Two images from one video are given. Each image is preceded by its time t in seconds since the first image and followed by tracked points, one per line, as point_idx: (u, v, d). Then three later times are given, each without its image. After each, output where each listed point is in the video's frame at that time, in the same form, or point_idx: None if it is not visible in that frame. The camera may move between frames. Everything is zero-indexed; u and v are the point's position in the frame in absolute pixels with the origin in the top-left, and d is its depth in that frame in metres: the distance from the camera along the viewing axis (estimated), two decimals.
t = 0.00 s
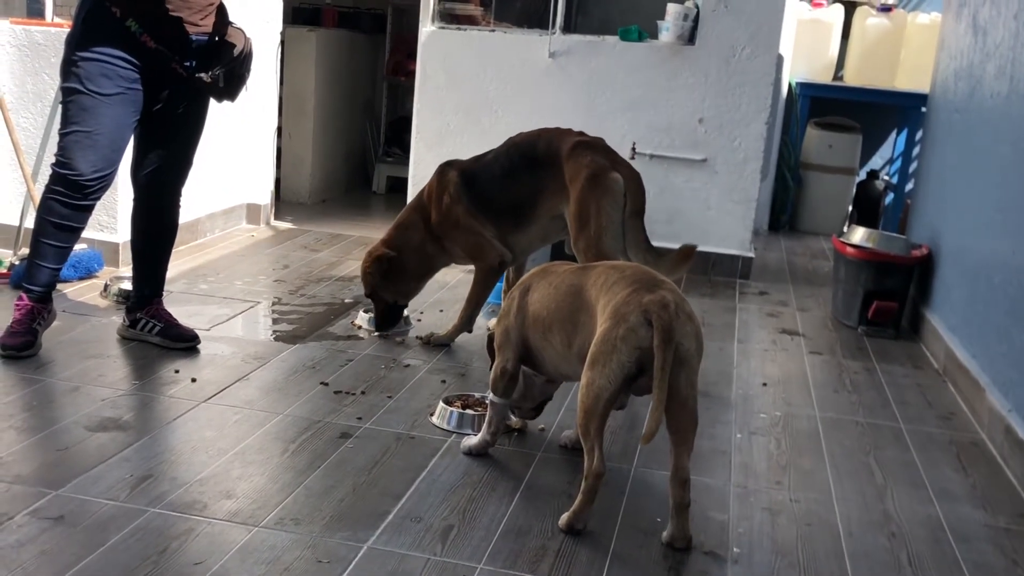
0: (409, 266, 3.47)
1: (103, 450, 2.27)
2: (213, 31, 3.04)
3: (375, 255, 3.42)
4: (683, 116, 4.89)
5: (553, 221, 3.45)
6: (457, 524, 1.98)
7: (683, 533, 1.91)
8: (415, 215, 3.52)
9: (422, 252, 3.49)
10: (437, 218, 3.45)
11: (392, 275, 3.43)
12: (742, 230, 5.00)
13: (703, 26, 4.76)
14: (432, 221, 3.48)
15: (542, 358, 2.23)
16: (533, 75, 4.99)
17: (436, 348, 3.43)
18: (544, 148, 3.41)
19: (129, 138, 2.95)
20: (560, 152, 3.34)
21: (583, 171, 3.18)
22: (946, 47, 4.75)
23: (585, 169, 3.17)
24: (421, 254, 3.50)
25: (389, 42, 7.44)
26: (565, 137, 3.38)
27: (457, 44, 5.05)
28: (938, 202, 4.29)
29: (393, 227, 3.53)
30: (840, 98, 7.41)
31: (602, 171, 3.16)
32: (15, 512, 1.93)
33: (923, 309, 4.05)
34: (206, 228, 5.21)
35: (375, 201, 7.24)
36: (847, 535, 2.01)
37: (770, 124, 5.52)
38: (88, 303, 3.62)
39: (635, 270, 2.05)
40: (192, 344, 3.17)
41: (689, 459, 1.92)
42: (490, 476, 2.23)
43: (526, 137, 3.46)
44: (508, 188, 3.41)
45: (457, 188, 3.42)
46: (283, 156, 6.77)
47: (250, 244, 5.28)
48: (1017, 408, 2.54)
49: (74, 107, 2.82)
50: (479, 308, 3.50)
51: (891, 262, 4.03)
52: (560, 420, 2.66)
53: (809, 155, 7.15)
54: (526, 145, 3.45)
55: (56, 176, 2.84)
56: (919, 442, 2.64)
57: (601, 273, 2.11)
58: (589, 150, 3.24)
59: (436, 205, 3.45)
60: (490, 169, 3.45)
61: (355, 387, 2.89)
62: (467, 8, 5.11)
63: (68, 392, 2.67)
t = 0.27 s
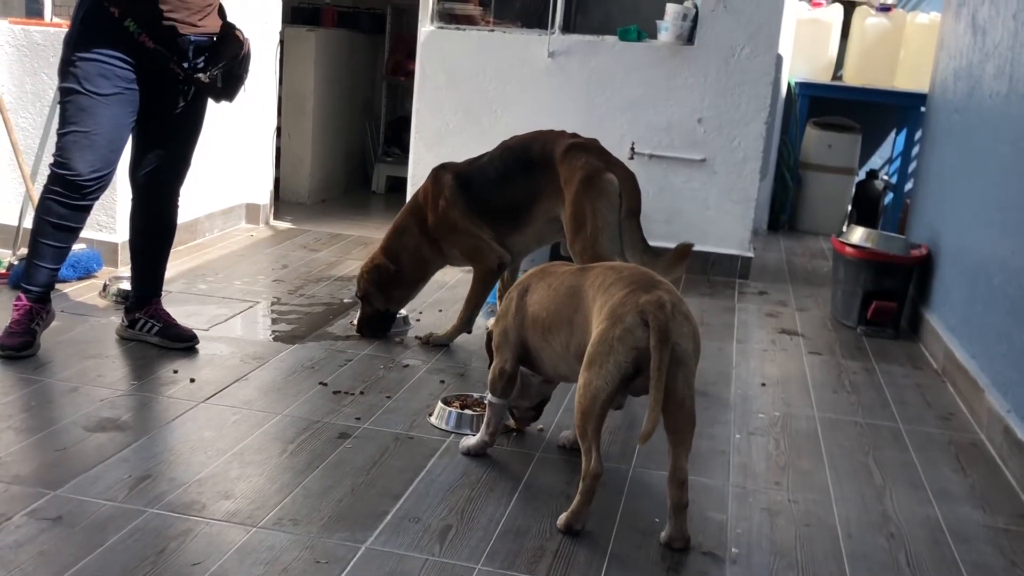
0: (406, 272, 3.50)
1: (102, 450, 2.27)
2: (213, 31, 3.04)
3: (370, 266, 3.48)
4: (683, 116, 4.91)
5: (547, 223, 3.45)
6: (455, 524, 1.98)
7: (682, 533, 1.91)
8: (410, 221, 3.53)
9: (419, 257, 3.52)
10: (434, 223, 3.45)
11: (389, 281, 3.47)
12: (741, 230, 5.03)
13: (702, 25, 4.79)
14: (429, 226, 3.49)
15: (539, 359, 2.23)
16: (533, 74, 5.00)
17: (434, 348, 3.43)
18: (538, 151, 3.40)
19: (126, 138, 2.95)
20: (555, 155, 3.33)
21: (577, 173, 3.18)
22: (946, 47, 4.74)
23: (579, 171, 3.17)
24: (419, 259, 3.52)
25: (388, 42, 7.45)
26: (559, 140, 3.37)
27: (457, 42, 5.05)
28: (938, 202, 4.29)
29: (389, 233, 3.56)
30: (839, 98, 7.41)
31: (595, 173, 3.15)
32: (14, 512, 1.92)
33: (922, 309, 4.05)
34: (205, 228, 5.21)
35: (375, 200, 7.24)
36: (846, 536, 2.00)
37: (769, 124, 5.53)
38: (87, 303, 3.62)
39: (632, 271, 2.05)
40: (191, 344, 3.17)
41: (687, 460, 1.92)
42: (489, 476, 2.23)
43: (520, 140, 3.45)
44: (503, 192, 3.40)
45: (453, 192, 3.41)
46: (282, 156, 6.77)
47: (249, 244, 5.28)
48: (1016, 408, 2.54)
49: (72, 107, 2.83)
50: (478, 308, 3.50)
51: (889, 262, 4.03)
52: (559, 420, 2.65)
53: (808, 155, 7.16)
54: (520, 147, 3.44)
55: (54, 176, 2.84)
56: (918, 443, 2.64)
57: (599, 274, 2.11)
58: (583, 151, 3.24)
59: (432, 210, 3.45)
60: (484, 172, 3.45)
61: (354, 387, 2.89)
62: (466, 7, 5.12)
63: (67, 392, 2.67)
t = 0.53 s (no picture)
0: (398, 263, 3.49)
1: (104, 450, 2.27)
2: (212, 30, 3.05)
3: (361, 254, 3.47)
4: (683, 112, 4.97)
5: (546, 220, 3.45)
6: (458, 521, 1.98)
7: (684, 529, 1.91)
8: (407, 214, 3.53)
9: (413, 250, 3.51)
10: (433, 218, 3.45)
11: (377, 272, 3.46)
12: (742, 225, 5.09)
13: (701, 21, 4.83)
14: (428, 221, 3.49)
15: (540, 355, 2.23)
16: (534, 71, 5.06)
17: (436, 346, 3.43)
18: (537, 147, 3.38)
19: (126, 138, 2.94)
20: (553, 152, 3.32)
21: (574, 170, 3.17)
22: (946, 40, 4.74)
23: (577, 167, 3.17)
24: (413, 252, 3.51)
25: (387, 39, 7.44)
26: (557, 136, 3.34)
27: (457, 39, 5.10)
28: (939, 195, 4.28)
29: (384, 224, 3.54)
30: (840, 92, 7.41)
31: (593, 170, 3.15)
32: (16, 513, 1.93)
33: (923, 302, 4.04)
34: (205, 227, 5.21)
35: (375, 198, 7.24)
36: (849, 530, 2.00)
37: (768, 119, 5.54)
38: (88, 303, 3.62)
39: (632, 267, 2.05)
40: (192, 343, 3.17)
41: (689, 455, 1.92)
42: (491, 473, 2.23)
43: (519, 135, 3.43)
44: (502, 189, 3.40)
45: (454, 188, 3.42)
46: (282, 154, 6.77)
47: (250, 243, 5.28)
48: (1018, 401, 2.54)
49: (71, 108, 2.82)
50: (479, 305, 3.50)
51: (890, 256, 4.02)
52: (561, 417, 2.65)
53: (808, 149, 7.15)
54: (518, 143, 3.43)
55: (55, 177, 2.84)
56: (920, 436, 2.64)
57: (599, 270, 2.10)
58: (581, 147, 3.23)
59: (432, 205, 3.45)
60: (482, 169, 3.44)
61: (355, 385, 2.89)
62: (465, 4, 5.18)
63: (69, 392, 2.67)
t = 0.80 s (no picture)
0: (397, 248, 3.45)
1: (113, 451, 2.27)
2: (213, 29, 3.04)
3: (359, 238, 3.43)
4: (687, 101, 5.03)
5: (552, 211, 3.45)
6: (468, 516, 1.98)
7: (695, 520, 1.90)
8: (407, 199, 3.50)
9: (411, 236, 3.47)
10: (433, 207, 3.43)
11: (375, 253, 3.41)
12: (748, 215, 5.13)
13: (703, 10, 4.90)
14: (427, 209, 3.47)
15: (548, 348, 2.22)
16: (536, 63, 5.15)
17: (443, 341, 3.43)
18: (544, 138, 3.38)
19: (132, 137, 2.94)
20: (561, 143, 3.32)
21: (585, 161, 3.17)
22: (950, 24, 4.71)
23: (587, 159, 3.16)
24: (410, 238, 3.47)
25: (389, 34, 7.43)
26: (564, 127, 3.35)
27: (460, 34, 5.21)
28: (945, 181, 4.26)
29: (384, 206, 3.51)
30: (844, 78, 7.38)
31: (603, 162, 3.14)
32: (26, 515, 1.93)
33: (932, 288, 4.02)
34: (211, 226, 5.21)
35: (380, 193, 7.24)
36: (860, 518, 1.99)
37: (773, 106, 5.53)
38: (96, 303, 3.62)
39: (639, 258, 2.04)
40: (200, 342, 3.17)
41: (698, 446, 1.91)
42: (500, 467, 2.23)
43: (526, 127, 3.42)
44: (506, 181, 3.39)
45: (455, 178, 3.40)
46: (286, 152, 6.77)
47: (255, 241, 5.28)
48: None
49: (77, 108, 2.82)
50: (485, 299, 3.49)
51: (898, 242, 4.00)
52: (569, 410, 2.65)
53: (813, 136, 7.12)
54: (526, 134, 3.42)
55: (62, 178, 2.84)
56: (929, 423, 2.63)
57: (606, 263, 2.10)
58: (590, 139, 3.23)
59: (432, 194, 3.43)
60: (488, 160, 3.42)
61: (363, 381, 2.89)
62: None
63: (77, 393, 2.68)
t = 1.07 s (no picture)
0: (410, 250, 3.49)
1: (124, 454, 2.27)
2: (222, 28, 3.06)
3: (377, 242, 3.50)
4: (695, 93, 5.05)
5: (556, 207, 3.39)
6: (479, 515, 1.97)
7: (708, 515, 1.88)
8: (416, 202, 3.52)
9: (421, 237, 3.50)
10: (437, 208, 3.44)
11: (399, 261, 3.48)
12: (759, 205, 5.15)
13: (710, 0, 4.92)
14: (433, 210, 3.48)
15: (557, 345, 2.22)
16: (543, 58, 5.19)
17: (453, 338, 3.42)
18: (548, 135, 3.33)
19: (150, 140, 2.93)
20: (565, 138, 3.27)
21: (590, 156, 3.14)
22: (960, 9, 4.66)
23: (592, 154, 3.13)
24: (421, 240, 3.50)
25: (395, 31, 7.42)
26: (568, 124, 3.29)
27: (465, 31, 5.25)
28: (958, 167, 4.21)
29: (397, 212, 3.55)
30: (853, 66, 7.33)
31: (608, 156, 3.12)
32: (37, 521, 1.93)
33: (945, 277, 3.99)
34: (220, 226, 5.22)
35: (389, 191, 7.24)
36: (875, 511, 1.97)
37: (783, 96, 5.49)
38: (106, 307, 3.63)
39: (648, 253, 2.03)
40: (210, 344, 3.17)
41: (710, 441, 1.90)
42: (511, 465, 2.22)
43: (530, 123, 3.38)
44: (508, 178, 3.36)
45: (456, 176, 3.40)
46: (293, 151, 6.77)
47: (264, 241, 5.28)
48: None
49: (98, 114, 2.81)
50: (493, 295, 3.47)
51: (911, 231, 3.96)
52: (580, 406, 2.63)
53: (824, 125, 7.09)
54: (530, 131, 3.37)
55: (86, 185, 2.82)
56: (945, 413, 2.60)
57: (615, 258, 2.08)
58: (594, 134, 3.18)
59: (436, 194, 3.43)
60: (491, 157, 3.39)
61: (373, 381, 2.88)
62: None
63: (87, 397, 2.68)
